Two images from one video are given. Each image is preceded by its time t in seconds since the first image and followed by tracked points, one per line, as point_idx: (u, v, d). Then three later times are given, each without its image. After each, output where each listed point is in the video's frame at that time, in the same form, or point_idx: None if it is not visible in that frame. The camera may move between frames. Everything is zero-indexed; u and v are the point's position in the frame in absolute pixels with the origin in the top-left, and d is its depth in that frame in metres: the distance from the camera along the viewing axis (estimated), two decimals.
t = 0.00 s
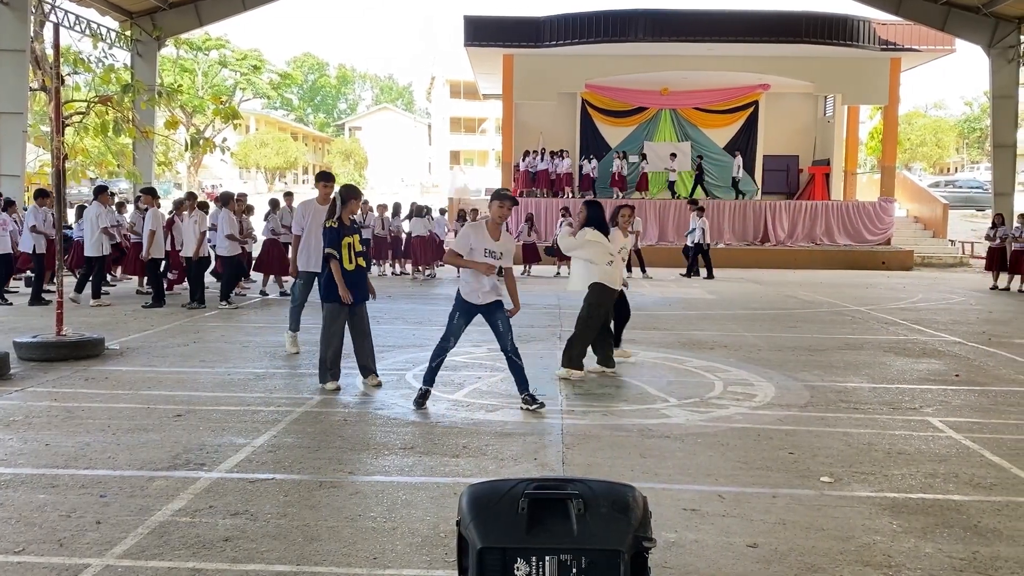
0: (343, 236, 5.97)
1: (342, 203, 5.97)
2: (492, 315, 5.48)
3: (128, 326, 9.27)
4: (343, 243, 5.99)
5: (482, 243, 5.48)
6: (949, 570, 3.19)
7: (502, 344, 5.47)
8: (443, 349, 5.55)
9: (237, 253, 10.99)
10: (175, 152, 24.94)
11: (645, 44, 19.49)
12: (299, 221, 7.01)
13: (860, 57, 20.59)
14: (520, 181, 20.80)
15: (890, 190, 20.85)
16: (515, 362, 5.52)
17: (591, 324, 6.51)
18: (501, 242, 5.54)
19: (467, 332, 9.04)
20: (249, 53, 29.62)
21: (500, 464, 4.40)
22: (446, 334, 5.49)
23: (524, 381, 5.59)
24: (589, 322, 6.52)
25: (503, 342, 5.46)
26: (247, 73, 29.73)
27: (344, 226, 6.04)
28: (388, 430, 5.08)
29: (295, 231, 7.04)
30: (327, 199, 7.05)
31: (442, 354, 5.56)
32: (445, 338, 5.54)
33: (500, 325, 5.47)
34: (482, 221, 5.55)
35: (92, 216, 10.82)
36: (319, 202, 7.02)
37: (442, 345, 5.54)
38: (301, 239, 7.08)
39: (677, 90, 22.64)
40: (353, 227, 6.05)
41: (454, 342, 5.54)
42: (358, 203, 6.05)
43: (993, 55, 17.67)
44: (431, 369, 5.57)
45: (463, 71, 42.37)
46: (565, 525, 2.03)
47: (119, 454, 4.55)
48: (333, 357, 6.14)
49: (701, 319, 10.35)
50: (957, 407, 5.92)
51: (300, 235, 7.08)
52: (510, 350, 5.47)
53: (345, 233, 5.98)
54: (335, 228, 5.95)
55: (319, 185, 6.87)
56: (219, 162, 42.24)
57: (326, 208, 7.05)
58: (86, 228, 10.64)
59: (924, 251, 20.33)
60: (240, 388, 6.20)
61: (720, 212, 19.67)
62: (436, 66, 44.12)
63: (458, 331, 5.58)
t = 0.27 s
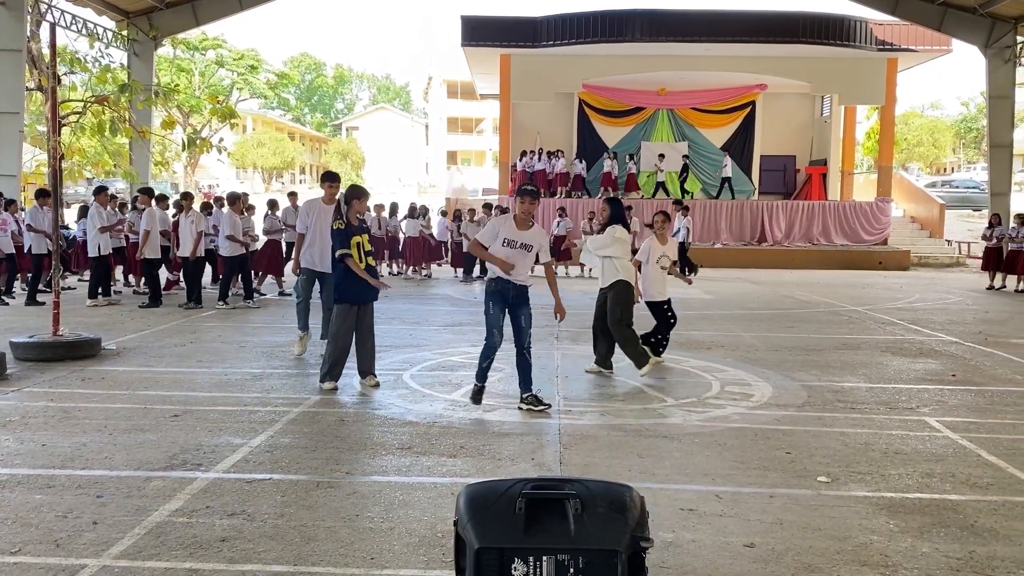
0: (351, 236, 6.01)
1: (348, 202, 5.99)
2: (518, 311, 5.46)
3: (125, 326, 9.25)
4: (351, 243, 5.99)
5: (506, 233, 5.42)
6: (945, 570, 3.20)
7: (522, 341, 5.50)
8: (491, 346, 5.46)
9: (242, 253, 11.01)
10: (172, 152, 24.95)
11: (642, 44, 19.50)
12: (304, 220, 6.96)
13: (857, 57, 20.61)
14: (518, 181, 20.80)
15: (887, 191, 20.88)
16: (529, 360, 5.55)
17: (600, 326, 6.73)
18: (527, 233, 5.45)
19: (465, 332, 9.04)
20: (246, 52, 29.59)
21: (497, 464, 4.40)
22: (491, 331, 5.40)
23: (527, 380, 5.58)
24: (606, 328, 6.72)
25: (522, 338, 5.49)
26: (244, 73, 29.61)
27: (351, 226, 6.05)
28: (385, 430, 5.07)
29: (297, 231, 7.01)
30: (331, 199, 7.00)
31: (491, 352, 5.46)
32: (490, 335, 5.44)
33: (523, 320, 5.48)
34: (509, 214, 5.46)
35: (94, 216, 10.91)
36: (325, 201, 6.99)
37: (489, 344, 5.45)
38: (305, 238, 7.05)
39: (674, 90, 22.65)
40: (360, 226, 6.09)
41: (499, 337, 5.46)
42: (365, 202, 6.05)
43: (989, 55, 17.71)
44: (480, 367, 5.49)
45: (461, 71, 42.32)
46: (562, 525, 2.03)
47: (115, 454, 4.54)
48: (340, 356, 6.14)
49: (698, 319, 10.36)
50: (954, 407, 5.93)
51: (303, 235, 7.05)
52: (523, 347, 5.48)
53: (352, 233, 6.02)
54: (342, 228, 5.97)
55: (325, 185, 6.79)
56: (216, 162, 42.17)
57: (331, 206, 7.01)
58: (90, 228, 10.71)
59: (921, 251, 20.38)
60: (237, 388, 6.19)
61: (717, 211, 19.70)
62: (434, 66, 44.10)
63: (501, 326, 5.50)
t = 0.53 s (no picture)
0: (351, 236, 6.03)
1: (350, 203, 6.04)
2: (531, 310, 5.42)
3: (122, 326, 9.24)
4: (351, 243, 6.02)
5: (514, 231, 5.46)
6: (943, 570, 3.20)
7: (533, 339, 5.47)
8: (507, 347, 5.41)
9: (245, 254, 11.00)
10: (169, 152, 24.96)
11: (639, 44, 19.51)
12: (302, 220, 7.00)
13: (854, 57, 20.64)
14: (515, 181, 20.79)
15: (884, 191, 20.91)
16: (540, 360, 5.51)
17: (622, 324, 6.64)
18: (534, 229, 5.42)
19: (462, 332, 9.04)
20: (243, 53, 29.55)
21: (495, 464, 4.40)
22: (507, 331, 5.35)
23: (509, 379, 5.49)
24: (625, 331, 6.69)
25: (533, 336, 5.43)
26: (241, 73, 29.57)
27: (352, 225, 6.08)
28: (382, 430, 5.07)
29: (296, 232, 7.02)
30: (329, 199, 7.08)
31: (508, 351, 5.40)
32: (505, 335, 5.40)
33: (536, 320, 5.43)
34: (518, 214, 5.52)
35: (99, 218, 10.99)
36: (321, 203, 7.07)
37: (505, 343, 5.41)
38: (304, 239, 7.05)
39: (671, 91, 22.67)
40: (360, 226, 6.09)
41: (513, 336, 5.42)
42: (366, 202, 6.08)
43: (986, 56, 17.73)
44: (503, 371, 5.40)
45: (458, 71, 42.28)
46: (560, 525, 2.03)
47: (112, 455, 4.53)
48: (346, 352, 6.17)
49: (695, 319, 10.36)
50: (951, 407, 5.93)
51: (302, 236, 7.05)
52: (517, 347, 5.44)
53: (352, 232, 6.03)
54: (341, 228, 6.00)
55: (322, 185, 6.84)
56: (213, 162, 42.11)
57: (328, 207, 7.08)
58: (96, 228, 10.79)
59: (918, 251, 20.41)
60: (234, 388, 6.19)
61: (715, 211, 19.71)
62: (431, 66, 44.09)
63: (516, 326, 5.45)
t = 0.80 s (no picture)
0: (344, 237, 6.07)
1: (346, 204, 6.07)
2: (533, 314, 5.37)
3: (119, 327, 9.22)
4: (344, 244, 6.06)
5: (515, 236, 5.43)
6: (940, 569, 3.21)
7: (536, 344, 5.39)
8: (503, 351, 5.40)
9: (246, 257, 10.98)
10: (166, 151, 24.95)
11: (637, 44, 19.51)
12: (292, 222, 6.98)
13: (851, 57, 20.66)
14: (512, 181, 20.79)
15: (881, 191, 20.93)
16: (543, 368, 5.40)
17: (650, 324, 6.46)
18: (535, 233, 5.38)
19: (460, 332, 9.03)
20: (241, 52, 29.52)
21: (492, 465, 4.40)
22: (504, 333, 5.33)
23: (504, 382, 5.44)
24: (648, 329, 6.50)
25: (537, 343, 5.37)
26: (238, 73, 29.60)
27: (348, 225, 6.11)
28: (380, 430, 5.06)
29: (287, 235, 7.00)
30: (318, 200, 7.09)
31: (505, 355, 5.38)
32: (502, 339, 5.38)
33: (540, 326, 5.37)
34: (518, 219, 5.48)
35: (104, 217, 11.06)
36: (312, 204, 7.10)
37: (502, 347, 5.39)
38: (295, 242, 7.02)
39: (669, 91, 22.68)
40: (355, 227, 6.10)
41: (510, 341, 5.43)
42: (362, 202, 6.09)
43: (983, 56, 17.75)
44: (499, 376, 5.36)
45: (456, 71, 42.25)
46: (558, 526, 2.03)
47: (109, 455, 4.52)
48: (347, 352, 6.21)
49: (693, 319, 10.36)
50: (948, 407, 5.94)
51: (294, 239, 7.02)
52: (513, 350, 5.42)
53: (345, 234, 6.07)
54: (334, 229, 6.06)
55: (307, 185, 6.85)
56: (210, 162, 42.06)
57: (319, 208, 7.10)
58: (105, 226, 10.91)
59: (915, 251, 20.44)
60: (232, 389, 6.18)
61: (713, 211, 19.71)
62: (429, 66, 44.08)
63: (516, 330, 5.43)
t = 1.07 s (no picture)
0: (340, 235, 6.11)
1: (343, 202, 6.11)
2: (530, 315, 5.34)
3: (116, 327, 9.21)
4: (340, 241, 6.08)
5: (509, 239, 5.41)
6: (937, 569, 3.21)
7: (534, 344, 5.38)
8: (504, 352, 5.37)
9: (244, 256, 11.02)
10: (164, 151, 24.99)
11: (634, 45, 19.52)
12: (277, 225, 6.98)
13: (848, 57, 20.69)
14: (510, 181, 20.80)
15: (878, 191, 20.96)
16: (540, 369, 5.40)
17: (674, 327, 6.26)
18: (529, 235, 5.35)
19: (458, 332, 9.04)
20: (238, 52, 29.48)
21: (490, 465, 4.40)
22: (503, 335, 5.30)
23: (504, 380, 5.43)
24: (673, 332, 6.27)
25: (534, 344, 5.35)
26: (236, 73, 29.59)
27: (345, 224, 6.14)
28: (377, 431, 5.06)
29: (273, 238, 7.01)
30: (301, 199, 7.01)
31: (505, 356, 5.36)
32: (502, 340, 5.36)
33: (535, 327, 5.36)
34: (512, 221, 5.45)
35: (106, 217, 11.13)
36: (296, 204, 7.02)
37: (502, 348, 5.36)
38: (281, 244, 7.03)
39: (666, 91, 22.69)
40: (352, 226, 6.13)
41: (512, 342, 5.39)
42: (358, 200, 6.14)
43: (979, 56, 17.79)
44: (499, 376, 5.36)
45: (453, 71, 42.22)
46: (555, 525, 2.03)
47: (106, 456, 4.51)
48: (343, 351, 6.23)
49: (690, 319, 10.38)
50: (944, 407, 5.95)
51: (280, 241, 7.03)
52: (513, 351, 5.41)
53: (341, 232, 6.11)
54: (331, 227, 6.13)
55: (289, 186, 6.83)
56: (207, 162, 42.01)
57: (303, 209, 7.03)
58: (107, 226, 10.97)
59: (912, 251, 20.47)
60: (229, 389, 6.18)
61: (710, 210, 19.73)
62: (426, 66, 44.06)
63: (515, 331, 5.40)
